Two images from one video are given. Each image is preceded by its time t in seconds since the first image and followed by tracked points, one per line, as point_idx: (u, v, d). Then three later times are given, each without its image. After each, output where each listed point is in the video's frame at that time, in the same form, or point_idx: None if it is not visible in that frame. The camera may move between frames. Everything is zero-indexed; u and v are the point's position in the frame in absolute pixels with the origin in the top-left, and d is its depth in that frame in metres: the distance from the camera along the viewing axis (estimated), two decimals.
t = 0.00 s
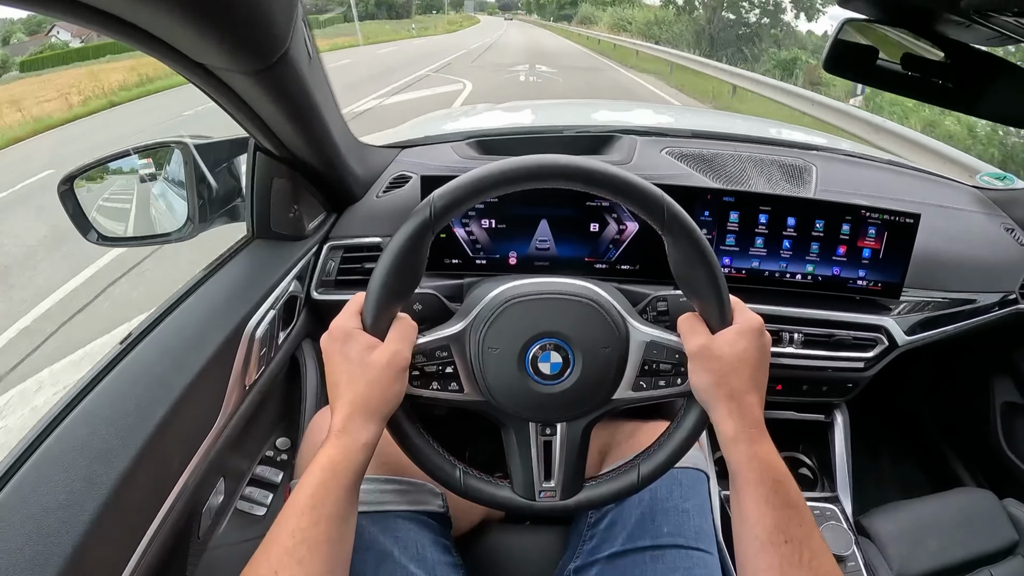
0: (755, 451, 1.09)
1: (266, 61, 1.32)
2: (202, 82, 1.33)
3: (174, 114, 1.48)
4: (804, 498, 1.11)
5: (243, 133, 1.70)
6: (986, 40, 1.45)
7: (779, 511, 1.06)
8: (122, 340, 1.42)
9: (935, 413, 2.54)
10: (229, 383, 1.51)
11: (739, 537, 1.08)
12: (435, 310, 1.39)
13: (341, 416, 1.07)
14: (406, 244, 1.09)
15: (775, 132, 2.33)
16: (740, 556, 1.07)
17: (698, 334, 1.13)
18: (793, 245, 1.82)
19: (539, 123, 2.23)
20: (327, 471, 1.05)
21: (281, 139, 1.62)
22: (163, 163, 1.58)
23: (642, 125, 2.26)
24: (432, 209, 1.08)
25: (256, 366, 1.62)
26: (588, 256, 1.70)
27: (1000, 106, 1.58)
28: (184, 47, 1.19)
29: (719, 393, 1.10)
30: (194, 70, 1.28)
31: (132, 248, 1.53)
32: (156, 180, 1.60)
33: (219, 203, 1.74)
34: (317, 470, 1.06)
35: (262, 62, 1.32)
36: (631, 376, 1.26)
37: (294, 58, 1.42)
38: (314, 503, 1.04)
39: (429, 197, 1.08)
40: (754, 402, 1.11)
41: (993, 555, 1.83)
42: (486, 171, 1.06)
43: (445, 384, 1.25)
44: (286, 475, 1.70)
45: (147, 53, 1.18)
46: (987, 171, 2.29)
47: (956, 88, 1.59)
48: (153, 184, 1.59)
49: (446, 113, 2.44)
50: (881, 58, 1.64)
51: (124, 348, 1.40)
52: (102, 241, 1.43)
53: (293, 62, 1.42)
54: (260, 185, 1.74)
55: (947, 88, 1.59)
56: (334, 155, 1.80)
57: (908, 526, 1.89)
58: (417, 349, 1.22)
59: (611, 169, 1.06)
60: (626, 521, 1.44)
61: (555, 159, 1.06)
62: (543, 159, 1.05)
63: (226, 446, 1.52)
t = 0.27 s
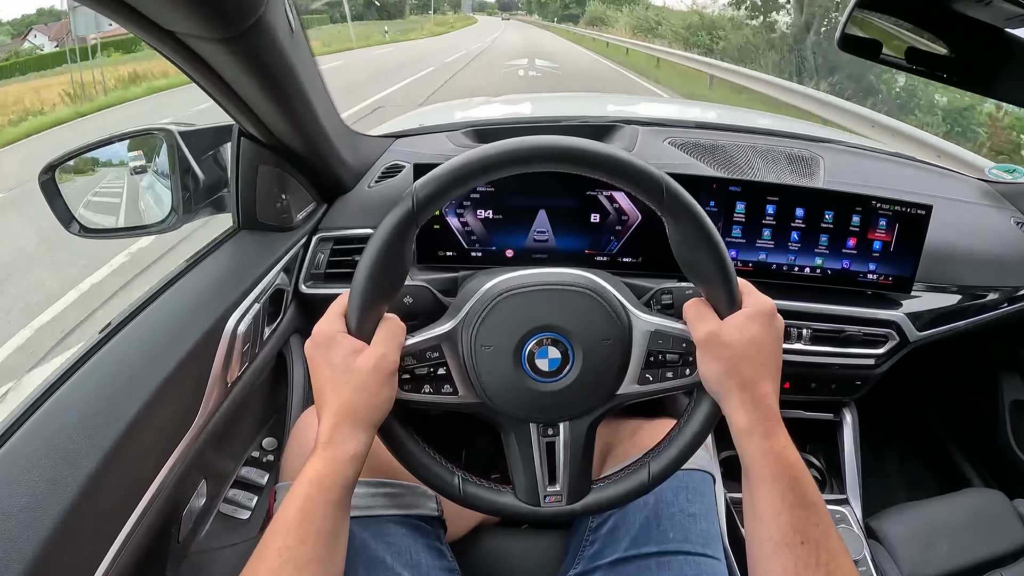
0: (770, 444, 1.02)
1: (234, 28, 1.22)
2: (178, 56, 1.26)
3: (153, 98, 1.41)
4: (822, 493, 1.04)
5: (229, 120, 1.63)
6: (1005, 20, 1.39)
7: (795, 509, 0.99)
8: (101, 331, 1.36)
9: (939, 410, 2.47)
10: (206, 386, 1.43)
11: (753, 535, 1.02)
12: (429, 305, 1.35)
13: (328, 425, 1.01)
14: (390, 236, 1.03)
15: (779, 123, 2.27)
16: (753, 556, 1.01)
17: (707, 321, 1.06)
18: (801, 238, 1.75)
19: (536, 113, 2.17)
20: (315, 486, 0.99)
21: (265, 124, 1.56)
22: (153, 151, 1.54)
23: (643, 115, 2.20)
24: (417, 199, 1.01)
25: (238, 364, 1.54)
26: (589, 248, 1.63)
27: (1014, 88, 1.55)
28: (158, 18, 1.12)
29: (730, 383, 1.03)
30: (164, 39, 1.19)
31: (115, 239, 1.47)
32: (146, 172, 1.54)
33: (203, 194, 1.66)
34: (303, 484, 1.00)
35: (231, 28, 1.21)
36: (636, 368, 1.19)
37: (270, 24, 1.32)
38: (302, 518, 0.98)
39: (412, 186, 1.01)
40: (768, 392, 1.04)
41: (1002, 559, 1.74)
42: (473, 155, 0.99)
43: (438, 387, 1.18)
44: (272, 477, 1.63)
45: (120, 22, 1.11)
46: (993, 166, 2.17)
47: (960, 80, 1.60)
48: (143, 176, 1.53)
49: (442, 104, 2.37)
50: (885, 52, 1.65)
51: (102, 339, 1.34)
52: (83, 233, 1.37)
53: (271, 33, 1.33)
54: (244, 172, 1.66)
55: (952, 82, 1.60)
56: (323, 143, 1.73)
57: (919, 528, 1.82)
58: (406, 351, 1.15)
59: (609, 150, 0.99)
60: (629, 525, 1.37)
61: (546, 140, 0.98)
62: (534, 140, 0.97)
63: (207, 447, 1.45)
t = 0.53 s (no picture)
0: (767, 462, 1.00)
1: (216, 33, 1.18)
2: (165, 65, 1.23)
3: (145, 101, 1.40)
4: (818, 515, 1.02)
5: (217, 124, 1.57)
6: (1007, 23, 1.39)
7: (793, 527, 0.97)
8: (95, 336, 1.34)
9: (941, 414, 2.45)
10: (200, 391, 1.41)
11: (748, 556, 0.98)
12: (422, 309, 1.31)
13: (316, 425, 0.98)
14: (387, 240, 1.01)
15: (777, 125, 2.25)
16: None
17: (705, 335, 1.05)
18: (800, 242, 1.74)
19: (533, 116, 2.15)
20: (301, 488, 0.96)
21: (255, 131, 1.53)
22: (146, 158, 1.50)
23: (640, 118, 2.18)
24: (414, 202, 0.99)
25: (231, 370, 1.52)
26: (586, 254, 1.61)
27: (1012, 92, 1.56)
28: (142, 27, 1.10)
29: (728, 399, 1.02)
30: (150, 47, 1.17)
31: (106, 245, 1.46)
32: (139, 177, 1.52)
33: (196, 199, 1.63)
34: (290, 487, 0.96)
35: (215, 34, 1.18)
36: (632, 381, 1.18)
37: (253, 30, 1.29)
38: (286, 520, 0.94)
39: (410, 187, 0.99)
40: (765, 410, 1.02)
41: (1002, 564, 1.70)
42: (473, 158, 0.97)
43: (430, 391, 1.16)
44: (266, 486, 1.61)
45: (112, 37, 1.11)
46: (993, 167, 2.16)
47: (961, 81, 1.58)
48: (136, 181, 1.51)
49: (438, 108, 2.35)
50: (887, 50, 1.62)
51: (96, 345, 1.32)
52: (76, 238, 1.36)
53: (256, 40, 1.31)
54: (236, 179, 1.63)
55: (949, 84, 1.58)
56: (317, 149, 1.72)
57: (919, 534, 1.80)
58: (398, 354, 1.14)
59: (610, 157, 0.98)
60: (626, 534, 1.35)
61: (548, 147, 0.96)
62: (535, 145, 0.96)
63: (201, 454, 1.43)
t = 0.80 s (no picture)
0: (773, 462, 1.02)
1: (235, 40, 1.20)
2: (179, 68, 1.24)
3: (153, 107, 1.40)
4: (821, 511, 1.04)
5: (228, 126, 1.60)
6: (1010, 33, 1.41)
7: (796, 526, 1.00)
8: (101, 339, 1.36)
9: (940, 416, 2.47)
10: (207, 395, 1.41)
11: (753, 552, 1.01)
12: (432, 315, 1.34)
13: (329, 432, 1.00)
14: (396, 246, 1.01)
15: (781, 129, 2.26)
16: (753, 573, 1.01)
17: (712, 336, 1.05)
18: (804, 246, 1.75)
19: (538, 118, 2.16)
20: (313, 494, 0.99)
21: (266, 132, 1.53)
22: (151, 159, 1.52)
23: (644, 121, 2.19)
24: (423, 208, 1.00)
25: (239, 373, 1.52)
26: (591, 257, 1.62)
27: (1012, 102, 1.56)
28: (160, 32, 1.11)
29: (735, 400, 1.03)
30: (164, 51, 1.17)
31: (107, 246, 1.48)
32: (143, 177, 1.53)
33: (203, 200, 1.65)
34: (303, 492, 1.00)
35: (232, 41, 1.20)
36: (640, 383, 1.19)
37: (271, 36, 1.30)
38: (301, 525, 0.98)
39: (420, 194, 1.00)
40: (772, 409, 1.03)
41: (1001, 565, 1.74)
42: (482, 164, 0.98)
43: (440, 397, 1.18)
44: (273, 487, 1.62)
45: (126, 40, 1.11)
46: (994, 172, 2.20)
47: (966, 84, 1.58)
48: (141, 180, 1.53)
49: (442, 110, 2.36)
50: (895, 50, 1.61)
51: (102, 349, 1.33)
52: (81, 239, 1.39)
53: (272, 45, 1.32)
54: (244, 179, 1.64)
55: (952, 88, 1.59)
56: (323, 151, 1.72)
57: (918, 534, 1.81)
58: (409, 361, 1.15)
59: (617, 162, 0.98)
60: (629, 535, 1.36)
61: (554, 152, 0.97)
62: (542, 152, 0.96)
63: (208, 456, 1.44)
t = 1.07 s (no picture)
0: (766, 457, 1.03)
1: (230, 50, 1.21)
2: (176, 76, 1.25)
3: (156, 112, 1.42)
4: (816, 504, 1.05)
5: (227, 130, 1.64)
6: (1005, 37, 1.42)
7: (790, 520, 1.01)
8: (104, 340, 1.37)
9: (937, 418, 2.47)
10: (207, 395, 1.43)
11: (747, 547, 1.03)
12: (426, 316, 1.37)
13: (327, 437, 1.02)
14: (389, 250, 1.02)
15: (779, 131, 2.27)
16: (748, 567, 1.02)
17: (703, 334, 1.06)
18: (800, 248, 1.76)
19: (537, 120, 2.17)
20: (313, 498, 1.00)
21: (263, 135, 1.55)
22: (151, 161, 1.54)
23: (642, 123, 2.20)
24: (414, 214, 1.01)
25: (238, 373, 1.54)
26: (587, 259, 1.63)
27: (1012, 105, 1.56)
28: (156, 41, 1.12)
29: (727, 396, 1.03)
30: (162, 59, 1.19)
31: (111, 248, 1.49)
32: (144, 178, 1.55)
33: (202, 202, 1.69)
34: (303, 496, 1.01)
35: (227, 51, 1.21)
36: (633, 382, 1.20)
37: (268, 45, 1.32)
38: (302, 528, 0.99)
39: (411, 201, 1.01)
40: (764, 404, 1.04)
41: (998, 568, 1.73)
42: (472, 170, 0.99)
43: (436, 401, 1.19)
44: (271, 485, 1.63)
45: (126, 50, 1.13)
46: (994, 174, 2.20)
47: (962, 88, 1.58)
48: (141, 182, 1.54)
49: (441, 111, 2.37)
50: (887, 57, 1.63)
51: (105, 349, 1.35)
52: (84, 240, 1.39)
53: (268, 55, 1.33)
54: (244, 182, 1.66)
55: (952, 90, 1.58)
56: (323, 153, 1.73)
57: (914, 537, 1.83)
58: (404, 366, 1.16)
59: (606, 165, 0.99)
60: (625, 532, 1.38)
61: (542, 155, 0.99)
62: (531, 155, 0.97)
63: (208, 454, 1.46)
